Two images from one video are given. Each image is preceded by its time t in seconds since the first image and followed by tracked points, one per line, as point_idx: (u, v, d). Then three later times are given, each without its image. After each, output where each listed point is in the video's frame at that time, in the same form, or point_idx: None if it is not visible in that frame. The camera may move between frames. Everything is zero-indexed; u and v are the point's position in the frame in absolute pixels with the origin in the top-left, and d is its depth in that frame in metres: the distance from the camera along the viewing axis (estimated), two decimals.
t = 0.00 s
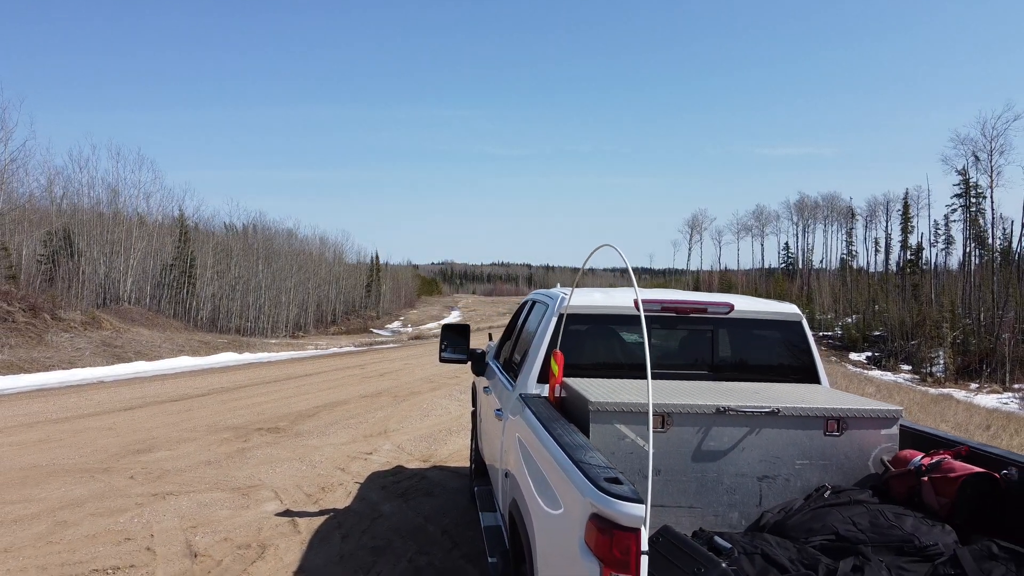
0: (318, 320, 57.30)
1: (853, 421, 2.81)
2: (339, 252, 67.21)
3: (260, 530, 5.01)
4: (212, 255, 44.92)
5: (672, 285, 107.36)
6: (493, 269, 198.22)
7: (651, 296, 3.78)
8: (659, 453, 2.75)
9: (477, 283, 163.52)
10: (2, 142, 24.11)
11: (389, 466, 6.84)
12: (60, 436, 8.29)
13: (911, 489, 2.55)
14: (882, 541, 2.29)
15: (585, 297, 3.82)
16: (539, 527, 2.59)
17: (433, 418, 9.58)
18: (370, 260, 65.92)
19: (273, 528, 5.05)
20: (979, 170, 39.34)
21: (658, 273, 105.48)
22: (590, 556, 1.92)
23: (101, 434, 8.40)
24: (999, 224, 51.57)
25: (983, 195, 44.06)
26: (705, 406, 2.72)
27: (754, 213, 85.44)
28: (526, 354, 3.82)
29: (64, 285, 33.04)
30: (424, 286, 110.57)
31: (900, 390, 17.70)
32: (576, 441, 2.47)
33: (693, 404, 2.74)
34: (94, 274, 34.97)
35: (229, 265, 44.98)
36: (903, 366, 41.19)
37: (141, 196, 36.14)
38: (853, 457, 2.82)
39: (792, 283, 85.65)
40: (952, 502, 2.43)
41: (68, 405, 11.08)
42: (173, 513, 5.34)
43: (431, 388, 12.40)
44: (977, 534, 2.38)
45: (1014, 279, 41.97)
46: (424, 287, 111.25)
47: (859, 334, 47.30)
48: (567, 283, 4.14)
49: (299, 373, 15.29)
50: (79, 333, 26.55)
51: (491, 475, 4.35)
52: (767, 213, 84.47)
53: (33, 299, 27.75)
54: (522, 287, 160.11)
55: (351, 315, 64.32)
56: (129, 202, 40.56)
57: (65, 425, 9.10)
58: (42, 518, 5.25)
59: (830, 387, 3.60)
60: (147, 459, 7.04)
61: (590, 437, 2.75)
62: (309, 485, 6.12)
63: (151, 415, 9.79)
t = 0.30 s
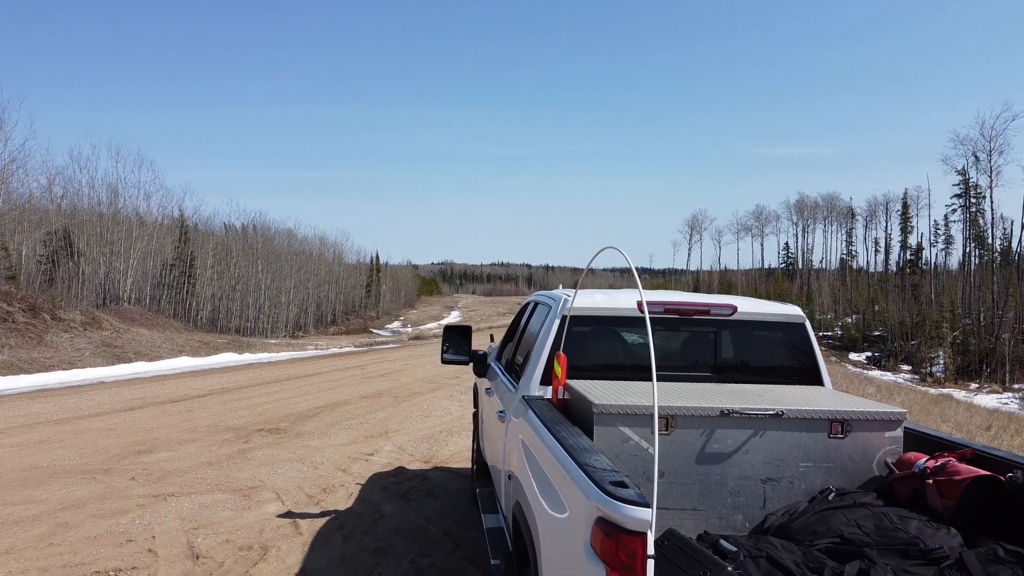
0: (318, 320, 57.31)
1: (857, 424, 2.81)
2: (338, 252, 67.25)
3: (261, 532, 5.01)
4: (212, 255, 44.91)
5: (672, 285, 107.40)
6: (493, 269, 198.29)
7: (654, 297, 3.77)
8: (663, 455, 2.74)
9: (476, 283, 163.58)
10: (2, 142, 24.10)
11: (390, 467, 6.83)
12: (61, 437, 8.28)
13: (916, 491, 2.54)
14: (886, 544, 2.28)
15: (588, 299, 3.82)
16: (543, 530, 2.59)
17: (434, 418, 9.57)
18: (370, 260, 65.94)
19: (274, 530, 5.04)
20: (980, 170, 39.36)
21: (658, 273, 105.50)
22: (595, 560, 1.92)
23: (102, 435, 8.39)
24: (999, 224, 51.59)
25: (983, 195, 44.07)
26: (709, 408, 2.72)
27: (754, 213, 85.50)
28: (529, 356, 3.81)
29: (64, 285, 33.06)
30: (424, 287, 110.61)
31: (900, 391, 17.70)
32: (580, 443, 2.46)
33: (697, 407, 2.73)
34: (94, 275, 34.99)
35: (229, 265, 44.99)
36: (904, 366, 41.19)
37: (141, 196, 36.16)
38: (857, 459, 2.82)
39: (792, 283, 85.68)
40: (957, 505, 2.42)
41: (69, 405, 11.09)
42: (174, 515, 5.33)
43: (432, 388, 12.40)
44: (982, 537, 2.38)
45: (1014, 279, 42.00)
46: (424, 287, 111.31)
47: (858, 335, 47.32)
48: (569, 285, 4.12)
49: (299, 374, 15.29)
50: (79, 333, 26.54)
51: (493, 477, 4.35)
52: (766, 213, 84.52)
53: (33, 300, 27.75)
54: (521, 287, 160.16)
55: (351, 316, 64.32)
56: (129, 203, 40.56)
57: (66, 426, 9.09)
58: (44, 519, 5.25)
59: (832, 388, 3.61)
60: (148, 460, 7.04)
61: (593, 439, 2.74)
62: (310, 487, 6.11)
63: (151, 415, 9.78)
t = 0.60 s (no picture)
0: (318, 320, 57.34)
1: (856, 421, 2.82)
2: (338, 253, 67.30)
3: (262, 530, 5.02)
4: (212, 255, 44.93)
5: (672, 285, 107.40)
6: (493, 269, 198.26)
7: (654, 296, 3.78)
8: (664, 453, 2.76)
9: (476, 283, 163.59)
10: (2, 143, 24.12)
11: (390, 466, 6.84)
12: (62, 437, 8.29)
13: (915, 488, 2.54)
14: (886, 541, 2.29)
15: (588, 297, 3.83)
16: (545, 528, 2.60)
17: (434, 418, 9.57)
18: (370, 260, 65.97)
19: (276, 528, 5.06)
20: (979, 170, 39.46)
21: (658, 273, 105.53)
22: (597, 556, 1.93)
23: (103, 434, 8.39)
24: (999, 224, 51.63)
25: (983, 195, 44.05)
26: (709, 406, 2.73)
27: (754, 213, 85.60)
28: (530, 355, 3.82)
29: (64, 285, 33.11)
30: (424, 287, 110.59)
31: (900, 390, 17.72)
32: (581, 440, 2.48)
33: (698, 405, 2.74)
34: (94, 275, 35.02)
35: (229, 265, 45.03)
36: (903, 366, 41.20)
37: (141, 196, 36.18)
38: (857, 457, 2.83)
39: (792, 283, 85.70)
40: (955, 502, 2.43)
41: (69, 404, 11.10)
42: (176, 513, 5.35)
43: (432, 388, 12.40)
44: (981, 534, 2.39)
45: (1013, 279, 42.04)
46: (424, 287, 111.29)
47: (858, 334, 47.34)
48: (569, 284, 4.13)
49: (299, 373, 15.31)
50: (79, 333, 26.56)
51: (493, 476, 4.38)
52: (766, 213, 84.55)
53: (33, 299, 27.74)
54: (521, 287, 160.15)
55: (351, 316, 64.36)
56: (129, 202, 40.58)
57: (66, 425, 9.09)
58: (46, 517, 5.26)
59: (831, 386, 3.62)
60: (149, 459, 7.04)
61: (595, 437, 2.76)
62: (311, 486, 6.12)
63: (152, 415, 9.79)
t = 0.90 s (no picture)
0: (318, 320, 57.38)
1: (852, 420, 2.84)
2: (338, 252, 67.35)
3: (262, 528, 5.04)
4: (212, 255, 44.95)
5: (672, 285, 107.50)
6: (493, 270, 198.33)
7: (652, 294, 3.80)
8: (661, 451, 2.77)
9: (476, 283, 163.61)
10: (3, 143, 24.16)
11: (389, 465, 6.86)
12: (62, 436, 8.30)
13: (910, 485, 2.56)
14: (881, 537, 2.30)
15: (587, 296, 3.86)
16: (544, 526, 2.61)
17: (434, 417, 9.59)
18: (370, 260, 66.02)
19: (276, 526, 5.08)
20: (979, 170, 39.50)
21: (658, 273, 105.61)
22: (593, 552, 1.96)
23: (103, 433, 8.40)
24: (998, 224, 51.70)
25: (982, 195, 44.11)
26: (706, 404, 2.75)
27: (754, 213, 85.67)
28: (529, 353, 3.84)
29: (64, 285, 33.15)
30: (424, 287, 110.62)
31: (899, 391, 17.76)
32: (578, 438, 2.49)
33: (694, 402, 2.76)
34: (94, 275, 35.05)
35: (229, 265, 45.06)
36: (903, 366, 41.25)
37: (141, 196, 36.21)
38: (852, 454, 2.86)
39: (792, 283, 85.77)
40: (949, 498, 2.46)
41: (69, 404, 11.11)
42: (176, 512, 5.37)
43: (432, 387, 12.42)
44: (973, 530, 2.42)
45: (1012, 279, 42.11)
46: (424, 287, 111.35)
47: (858, 334, 47.36)
48: (568, 283, 4.15)
49: (298, 373, 15.32)
50: (79, 333, 26.57)
51: (492, 475, 4.39)
52: (766, 213, 84.54)
53: (33, 299, 27.76)
54: (521, 287, 160.22)
55: (351, 315, 64.40)
56: (129, 202, 40.64)
57: (66, 424, 9.10)
58: (46, 516, 5.28)
59: (830, 384, 3.63)
60: (149, 458, 7.07)
61: (593, 434, 2.78)
62: (311, 484, 6.14)
63: (152, 414, 9.81)
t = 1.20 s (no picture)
0: (318, 320, 57.43)
1: (853, 418, 2.85)
2: (338, 252, 67.39)
3: (264, 527, 5.05)
4: (212, 255, 44.96)
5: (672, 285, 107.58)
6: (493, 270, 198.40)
7: (653, 294, 3.81)
8: (662, 449, 2.79)
9: (475, 283, 163.73)
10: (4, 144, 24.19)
11: (390, 464, 6.88)
12: (63, 435, 8.31)
13: (911, 484, 2.57)
14: (881, 535, 2.32)
15: (588, 296, 3.87)
16: (546, 524, 2.62)
17: (434, 417, 9.60)
18: (370, 260, 66.06)
19: (277, 525, 5.10)
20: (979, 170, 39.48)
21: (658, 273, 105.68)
22: (595, 549, 1.97)
23: (104, 433, 8.42)
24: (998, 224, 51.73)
25: (982, 195, 44.16)
26: (707, 402, 2.77)
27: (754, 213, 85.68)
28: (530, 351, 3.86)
29: (64, 285, 33.16)
30: (423, 287, 110.64)
31: (899, 390, 17.78)
32: (580, 436, 2.51)
33: (696, 401, 2.78)
34: (94, 275, 35.05)
35: (229, 264, 45.08)
36: (903, 366, 41.29)
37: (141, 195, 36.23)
38: (852, 453, 2.87)
39: (792, 283, 85.83)
40: (949, 496, 2.47)
41: (70, 403, 11.14)
42: (178, 510, 5.38)
43: (432, 387, 12.44)
44: (972, 527, 2.43)
45: (1012, 279, 42.18)
46: (424, 287, 111.37)
47: (858, 334, 47.39)
48: (569, 283, 4.16)
49: (298, 373, 15.32)
50: (79, 333, 26.58)
51: (493, 474, 4.41)
52: (766, 213, 84.60)
53: (33, 299, 27.76)
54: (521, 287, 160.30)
55: (350, 315, 64.43)
56: (129, 202, 40.67)
57: (67, 424, 9.10)
58: (48, 515, 5.29)
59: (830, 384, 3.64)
60: (151, 457, 7.08)
61: (594, 432, 2.80)
62: (312, 483, 6.16)
63: (153, 414, 9.82)
